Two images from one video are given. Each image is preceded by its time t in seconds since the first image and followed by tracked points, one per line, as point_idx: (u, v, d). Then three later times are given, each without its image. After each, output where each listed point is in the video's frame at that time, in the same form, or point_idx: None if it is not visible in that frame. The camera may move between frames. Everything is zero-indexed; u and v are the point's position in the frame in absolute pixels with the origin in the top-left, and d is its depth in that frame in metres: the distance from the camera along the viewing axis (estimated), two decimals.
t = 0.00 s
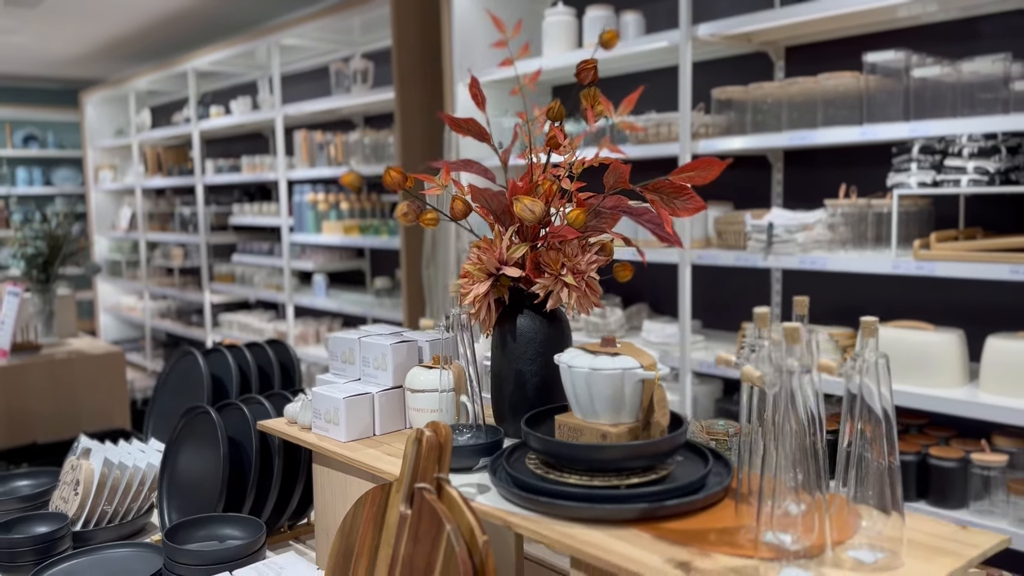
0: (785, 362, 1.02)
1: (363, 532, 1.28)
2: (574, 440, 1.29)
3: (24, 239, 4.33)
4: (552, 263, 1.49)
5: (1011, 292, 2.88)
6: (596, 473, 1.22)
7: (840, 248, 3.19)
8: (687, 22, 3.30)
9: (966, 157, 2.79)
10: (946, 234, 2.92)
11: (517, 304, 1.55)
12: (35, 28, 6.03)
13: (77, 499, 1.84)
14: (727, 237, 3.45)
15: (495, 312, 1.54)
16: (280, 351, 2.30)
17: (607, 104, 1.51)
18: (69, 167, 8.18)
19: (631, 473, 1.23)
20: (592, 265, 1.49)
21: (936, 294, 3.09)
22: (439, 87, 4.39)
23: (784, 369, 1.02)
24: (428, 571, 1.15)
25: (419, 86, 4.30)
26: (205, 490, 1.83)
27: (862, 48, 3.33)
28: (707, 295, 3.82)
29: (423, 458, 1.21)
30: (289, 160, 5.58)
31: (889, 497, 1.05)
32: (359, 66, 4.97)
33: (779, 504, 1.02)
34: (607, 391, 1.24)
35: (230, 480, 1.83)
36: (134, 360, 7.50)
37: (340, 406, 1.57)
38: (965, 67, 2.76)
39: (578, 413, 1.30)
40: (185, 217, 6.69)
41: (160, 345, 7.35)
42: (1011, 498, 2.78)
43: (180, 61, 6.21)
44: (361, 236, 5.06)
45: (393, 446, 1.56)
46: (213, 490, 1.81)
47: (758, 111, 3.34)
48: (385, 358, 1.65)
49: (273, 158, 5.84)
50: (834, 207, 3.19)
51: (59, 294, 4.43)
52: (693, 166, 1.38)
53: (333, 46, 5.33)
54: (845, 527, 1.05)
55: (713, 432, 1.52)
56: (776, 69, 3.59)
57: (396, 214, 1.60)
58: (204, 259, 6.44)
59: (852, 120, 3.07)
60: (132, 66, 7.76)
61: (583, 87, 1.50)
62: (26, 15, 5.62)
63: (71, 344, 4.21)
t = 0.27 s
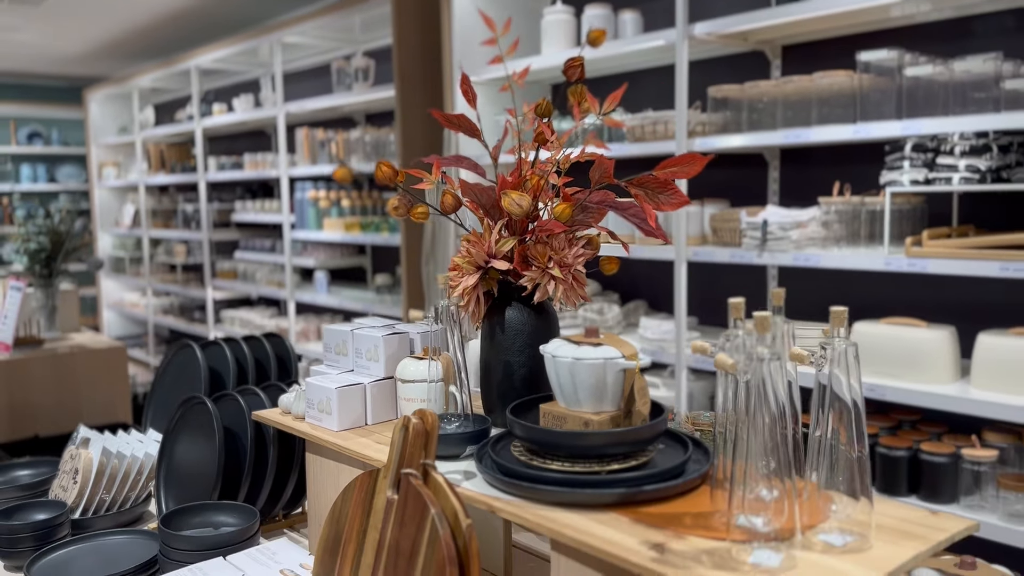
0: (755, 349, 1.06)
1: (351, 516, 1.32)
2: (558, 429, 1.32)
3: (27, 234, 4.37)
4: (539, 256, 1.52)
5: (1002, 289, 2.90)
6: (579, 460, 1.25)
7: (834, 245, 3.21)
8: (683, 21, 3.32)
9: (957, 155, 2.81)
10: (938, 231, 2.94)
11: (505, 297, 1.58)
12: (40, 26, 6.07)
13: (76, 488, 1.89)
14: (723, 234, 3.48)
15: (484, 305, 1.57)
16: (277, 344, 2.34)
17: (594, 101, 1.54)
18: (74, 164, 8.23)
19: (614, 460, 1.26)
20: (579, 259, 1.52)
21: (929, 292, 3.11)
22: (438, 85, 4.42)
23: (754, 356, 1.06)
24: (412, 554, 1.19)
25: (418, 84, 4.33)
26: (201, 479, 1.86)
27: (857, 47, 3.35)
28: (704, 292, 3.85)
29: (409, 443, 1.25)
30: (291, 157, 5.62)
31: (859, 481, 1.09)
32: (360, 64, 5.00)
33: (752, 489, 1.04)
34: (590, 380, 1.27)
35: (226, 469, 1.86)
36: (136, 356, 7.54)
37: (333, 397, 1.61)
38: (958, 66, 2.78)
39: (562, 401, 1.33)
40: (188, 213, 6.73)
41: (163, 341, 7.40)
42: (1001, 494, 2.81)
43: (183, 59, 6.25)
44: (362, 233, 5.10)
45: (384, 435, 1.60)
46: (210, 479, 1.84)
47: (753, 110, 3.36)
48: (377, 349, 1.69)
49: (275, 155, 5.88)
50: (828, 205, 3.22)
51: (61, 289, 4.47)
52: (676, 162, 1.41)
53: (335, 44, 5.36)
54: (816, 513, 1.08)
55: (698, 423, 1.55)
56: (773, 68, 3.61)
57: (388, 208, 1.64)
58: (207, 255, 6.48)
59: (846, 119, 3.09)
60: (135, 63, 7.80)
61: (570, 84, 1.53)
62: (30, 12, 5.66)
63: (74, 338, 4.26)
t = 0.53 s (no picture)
0: (733, 337, 1.12)
1: (346, 501, 1.35)
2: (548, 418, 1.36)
3: (32, 229, 4.42)
4: (531, 250, 1.55)
5: (996, 286, 2.93)
6: (568, 448, 1.28)
7: (830, 243, 3.24)
8: (682, 21, 3.35)
9: (951, 154, 2.83)
10: (933, 229, 2.96)
11: (499, 290, 1.62)
12: (45, 23, 6.11)
13: (79, 477, 1.93)
14: (720, 231, 3.51)
15: (478, 298, 1.61)
16: (278, 337, 2.37)
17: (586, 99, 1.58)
18: (78, 161, 8.28)
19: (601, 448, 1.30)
20: (570, 253, 1.56)
21: (923, 289, 3.14)
22: (439, 82, 4.45)
23: (734, 345, 1.12)
24: (404, 537, 1.22)
25: (419, 82, 4.36)
26: (201, 468, 1.90)
27: (854, 46, 3.38)
28: (702, 289, 3.88)
29: (403, 430, 1.29)
30: (294, 155, 5.65)
31: (838, 469, 1.12)
32: (363, 62, 5.04)
33: (730, 475, 1.07)
34: (579, 371, 1.31)
35: (226, 458, 1.90)
36: (140, 352, 7.59)
37: (330, 386, 1.64)
38: (952, 65, 2.81)
39: (552, 392, 1.37)
40: (191, 210, 6.78)
41: (167, 337, 7.44)
42: (993, 489, 2.84)
43: (187, 57, 6.29)
44: (363, 230, 5.13)
45: (380, 424, 1.63)
46: (210, 468, 1.88)
47: (751, 108, 3.39)
48: (374, 341, 1.72)
49: (278, 152, 5.91)
50: (824, 202, 3.24)
51: (66, 284, 4.51)
52: (665, 158, 1.44)
53: (338, 42, 5.40)
54: (796, 499, 1.12)
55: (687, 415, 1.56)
56: (771, 67, 3.64)
57: (384, 203, 1.67)
58: (210, 252, 6.52)
59: (842, 117, 3.12)
60: (140, 61, 7.84)
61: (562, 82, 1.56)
62: (35, 10, 5.70)
63: (78, 333, 4.29)
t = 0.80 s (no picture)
0: (719, 329, 1.15)
1: (345, 488, 1.38)
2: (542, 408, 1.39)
3: (38, 224, 4.46)
4: (527, 245, 1.58)
5: (991, 283, 2.95)
6: (561, 437, 1.32)
7: (827, 240, 3.27)
8: (681, 19, 3.38)
9: (946, 152, 2.85)
10: (930, 226, 2.99)
11: (495, 284, 1.65)
12: (50, 19, 6.15)
13: (84, 466, 1.96)
14: (719, 228, 3.54)
15: (475, 292, 1.65)
16: (280, 331, 2.40)
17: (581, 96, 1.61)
18: (83, 157, 8.33)
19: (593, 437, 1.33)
20: (565, 248, 1.60)
21: (920, 286, 3.17)
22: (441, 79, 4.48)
23: (720, 336, 1.15)
24: (401, 522, 1.26)
25: (421, 79, 4.39)
26: (204, 458, 1.94)
27: (852, 45, 3.40)
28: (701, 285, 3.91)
29: (400, 419, 1.32)
30: (297, 151, 5.68)
31: (822, 457, 1.16)
32: (366, 59, 5.07)
33: (714, 463, 1.10)
34: (571, 362, 1.34)
35: (228, 447, 1.94)
36: (145, 347, 7.64)
37: (330, 377, 1.68)
38: (947, 63, 2.84)
39: (545, 382, 1.40)
40: (196, 206, 6.82)
41: (171, 332, 7.49)
42: (987, 484, 2.86)
43: (192, 53, 6.33)
44: (366, 226, 5.17)
45: (378, 415, 1.67)
46: (213, 458, 1.92)
47: (750, 106, 3.42)
48: (373, 333, 1.76)
49: (282, 148, 5.95)
50: (821, 200, 3.27)
51: (71, 278, 4.56)
52: (656, 155, 1.48)
53: (341, 39, 5.43)
54: (779, 486, 1.14)
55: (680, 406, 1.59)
56: (771, 65, 3.67)
57: (383, 198, 1.70)
58: (214, 247, 6.56)
59: (840, 115, 3.15)
60: (145, 57, 7.89)
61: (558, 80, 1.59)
62: (40, 6, 5.75)
63: (83, 326, 4.35)
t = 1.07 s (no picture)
0: (708, 318, 1.19)
1: (343, 473, 1.41)
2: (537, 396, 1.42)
3: (42, 217, 4.50)
4: (523, 237, 1.61)
5: (987, 279, 2.98)
6: (555, 424, 1.35)
7: (825, 235, 3.29)
8: (681, 15, 3.40)
9: (943, 148, 2.87)
10: (926, 221, 3.00)
11: (493, 275, 1.68)
12: (54, 14, 6.18)
13: (89, 453, 1.99)
14: (718, 223, 3.56)
15: (473, 283, 1.67)
16: (282, 322, 2.43)
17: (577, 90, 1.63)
18: (87, 151, 8.36)
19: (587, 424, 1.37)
20: (561, 240, 1.62)
21: (917, 281, 3.19)
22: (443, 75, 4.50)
23: (709, 325, 1.18)
24: (399, 505, 1.29)
25: (424, 74, 4.41)
26: (206, 447, 1.97)
27: (852, 41, 3.42)
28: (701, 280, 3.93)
29: (397, 405, 1.35)
30: (300, 146, 5.70)
31: (809, 442, 1.19)
32: (368, 54, 5.10)
33: (706, 449, 1.13)
34: (566, 350, 1.37)
35: (230, 436, 1.97)
36: (148, 340, 7.67)
37: (330, 366, 1.71)
38: (945, 60, 2.85)
39: (540, 370, 1.43)
40: (199, 200, 6.86)
41: (174, 326, 7.52)
42: (982, 477, 2.86)
43: (195, 49, 6.35)
44: (368, 221, 5.20)
45: (377, 403, 1.69)
46: (215, 446, 1.95)
47: (749, 102, 3.44)
48: (373, 324, 1.79)
49: (284, 143, 5.97)
50: (819, 195, 3.29)
51: (75, 271, 4.60)
52: (651, 148, 1.51)
53: (344, 34, 5.46)
54: (767, 472, 1.17)
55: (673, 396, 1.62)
56: (770, 61, 3.68)
57: (383, 191, 1.73)
58: (217, 242, 6.59)
59: (838, 111, 3.17)
60: (149, 52, 7.91)
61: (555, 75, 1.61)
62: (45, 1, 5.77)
63: (88, 319, 4.38)
